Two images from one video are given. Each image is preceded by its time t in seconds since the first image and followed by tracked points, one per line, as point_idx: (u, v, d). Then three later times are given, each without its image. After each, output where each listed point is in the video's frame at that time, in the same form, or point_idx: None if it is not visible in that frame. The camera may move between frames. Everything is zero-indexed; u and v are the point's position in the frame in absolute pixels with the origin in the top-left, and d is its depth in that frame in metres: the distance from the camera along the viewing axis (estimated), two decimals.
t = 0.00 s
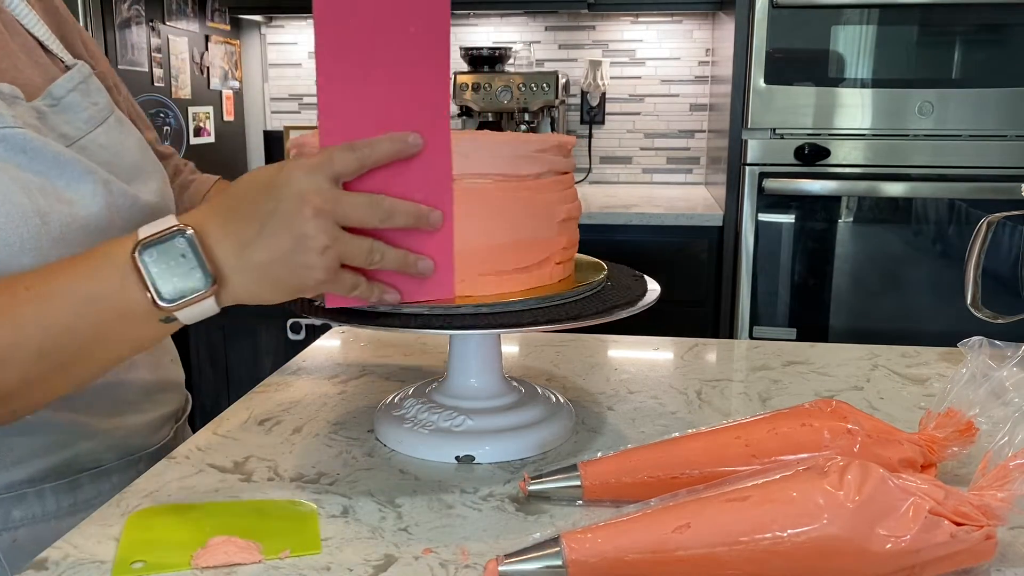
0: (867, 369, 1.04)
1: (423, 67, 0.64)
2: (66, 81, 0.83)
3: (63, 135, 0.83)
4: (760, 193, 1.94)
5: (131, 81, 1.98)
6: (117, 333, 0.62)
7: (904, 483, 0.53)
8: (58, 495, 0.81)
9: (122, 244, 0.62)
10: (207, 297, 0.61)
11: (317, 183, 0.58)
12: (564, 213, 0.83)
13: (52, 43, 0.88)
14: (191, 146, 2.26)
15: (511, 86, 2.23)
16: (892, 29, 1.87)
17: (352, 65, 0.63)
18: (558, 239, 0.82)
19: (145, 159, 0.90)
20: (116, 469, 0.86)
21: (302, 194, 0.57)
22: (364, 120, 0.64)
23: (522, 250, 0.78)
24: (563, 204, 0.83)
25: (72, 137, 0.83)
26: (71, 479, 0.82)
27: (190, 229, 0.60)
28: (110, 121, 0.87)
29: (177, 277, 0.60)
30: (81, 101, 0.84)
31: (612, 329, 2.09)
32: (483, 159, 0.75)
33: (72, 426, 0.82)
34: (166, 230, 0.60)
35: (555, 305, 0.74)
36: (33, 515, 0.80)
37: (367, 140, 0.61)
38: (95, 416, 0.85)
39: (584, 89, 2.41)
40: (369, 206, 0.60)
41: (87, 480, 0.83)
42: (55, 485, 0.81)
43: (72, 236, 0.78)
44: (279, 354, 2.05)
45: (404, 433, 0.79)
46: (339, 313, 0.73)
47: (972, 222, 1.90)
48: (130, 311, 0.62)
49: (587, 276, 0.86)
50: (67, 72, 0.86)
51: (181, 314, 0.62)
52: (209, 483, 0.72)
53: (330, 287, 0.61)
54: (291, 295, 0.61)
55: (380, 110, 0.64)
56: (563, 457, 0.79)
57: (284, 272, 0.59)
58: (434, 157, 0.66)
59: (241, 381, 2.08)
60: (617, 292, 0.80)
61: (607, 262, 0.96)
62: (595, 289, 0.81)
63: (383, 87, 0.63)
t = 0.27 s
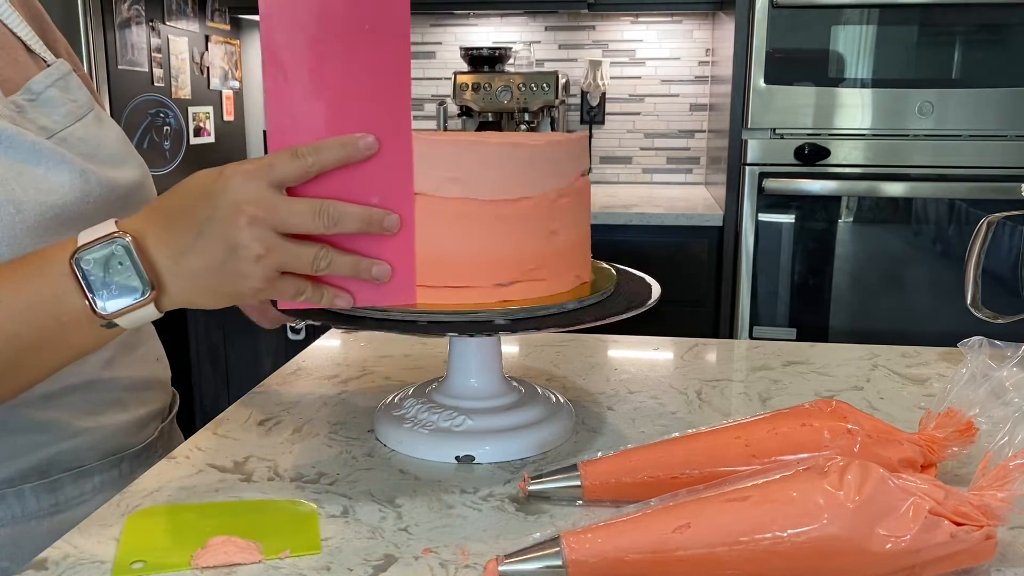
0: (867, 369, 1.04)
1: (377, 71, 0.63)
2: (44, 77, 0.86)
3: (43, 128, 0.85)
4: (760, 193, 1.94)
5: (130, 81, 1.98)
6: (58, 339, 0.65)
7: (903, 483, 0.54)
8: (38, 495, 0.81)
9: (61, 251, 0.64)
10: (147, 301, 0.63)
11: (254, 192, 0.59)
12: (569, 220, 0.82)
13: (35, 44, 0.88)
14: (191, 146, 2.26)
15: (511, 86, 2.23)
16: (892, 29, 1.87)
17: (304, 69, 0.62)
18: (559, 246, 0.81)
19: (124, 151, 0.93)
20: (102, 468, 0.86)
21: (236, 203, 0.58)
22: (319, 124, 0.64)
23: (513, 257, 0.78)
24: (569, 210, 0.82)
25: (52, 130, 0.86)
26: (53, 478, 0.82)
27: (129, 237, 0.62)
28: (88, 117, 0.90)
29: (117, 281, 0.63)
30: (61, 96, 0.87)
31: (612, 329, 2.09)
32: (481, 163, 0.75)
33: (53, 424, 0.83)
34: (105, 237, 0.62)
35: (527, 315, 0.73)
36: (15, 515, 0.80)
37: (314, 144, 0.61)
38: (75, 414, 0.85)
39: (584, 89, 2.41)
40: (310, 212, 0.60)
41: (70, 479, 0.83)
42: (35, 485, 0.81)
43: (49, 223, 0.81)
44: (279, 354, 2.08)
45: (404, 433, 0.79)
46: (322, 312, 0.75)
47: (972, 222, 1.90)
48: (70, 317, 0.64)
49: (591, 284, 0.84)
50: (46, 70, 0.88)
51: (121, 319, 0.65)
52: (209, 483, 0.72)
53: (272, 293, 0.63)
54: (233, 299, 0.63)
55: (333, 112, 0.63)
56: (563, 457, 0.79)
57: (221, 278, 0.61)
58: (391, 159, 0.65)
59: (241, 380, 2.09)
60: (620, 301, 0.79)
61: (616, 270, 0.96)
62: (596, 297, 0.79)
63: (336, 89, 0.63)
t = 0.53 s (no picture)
0: (867, 369, 1.04)
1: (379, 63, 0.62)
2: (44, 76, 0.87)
3: (41, 126, 0.85)
4: (760, 193, 1.94)
5: (131, 81, 1.98)
6: (61, 322, 0.65)
7: (904, 483, 0.54)
8: (30, 494, 0.81)
9: (66, 234, 0.65)
10: (147, 287, 0.63)
11: (257, 183, 0.59)
12: (593, 224, 0.79)
13: (37, 46, 0.90)
14: (191, 146, 2.26)
15: (511, 86, 2.23)
16: (892, 29, 1.87)
17: (313, 63, 0.61)
18: (578, 251, 0.79)
19: (123, 151, 0.93)
20: (95, 467, 0.86)
21: (237, 193, 0.59)
22: (321, 120, 0.63)
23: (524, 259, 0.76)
24: (594, 214, 0.79)
25: (50, 128, 0.86)
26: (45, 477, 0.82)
27: (132, 221, 0.62)
28: (87, 117, 0.90)
29: (118, 266, 0.63)
30: (60, 95, 0.87)
31: (612, 329, 2.09)
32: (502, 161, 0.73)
33: (47, 422, 0.83)
34: (109, 222, 0.62)
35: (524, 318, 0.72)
36: (7, 514, 0.80)
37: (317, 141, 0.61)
38: (68, 412, 0.85)
39: (584, 89, 2.41)
40: (306, 207, 0.60)
41: (63, 477, 0.83)
42: (27, 484, 0.81)
43: (44, 214, 0.81)
44: (279, 354, 2.05)
45: (404, 433, 0.79)
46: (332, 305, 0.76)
47: (972, 222, 1.90)
48: (74, 300, 0.65)
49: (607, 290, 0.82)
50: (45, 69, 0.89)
51: (123, 303, 0.65)
52: (209, 483, 0.72)
53: (268, 283, 0.63)
54: (229, 288, 0.63)
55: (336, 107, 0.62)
56: (563, 457, 0.79)
57: (219, 266, 0.61)
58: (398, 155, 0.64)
59: (241, 380, 2.08)
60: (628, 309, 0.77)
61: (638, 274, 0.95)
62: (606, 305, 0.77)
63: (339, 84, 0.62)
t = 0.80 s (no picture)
0: (867, 369, 1.04)
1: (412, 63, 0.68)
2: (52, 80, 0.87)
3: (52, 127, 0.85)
4: (761, 193, 1.94)
5: (131, 81, 1.98)
6: (95, 307, 0.65)
7: (904, 483, 0.54)
8: (42, 490, 0.81)
9: (101, 221, 0.65)
10: (180, 274, 0.64)
11: (288, 175, 0.61)
12: (616, 224, 0.79)
13: (43, 51, 0.90)
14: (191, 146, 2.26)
15: (511, 86, 2.23)
16: (892, 30, 1.87)
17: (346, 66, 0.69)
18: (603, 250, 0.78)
19: (130, 153, 0.93)
20: (104, 465, 0.86)
21: (269, 184, 0.60)
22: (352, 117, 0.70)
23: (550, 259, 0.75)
24: (618, 214, 0.79)
25: (61, 129, 0.86)
26: (57, 474, 0.82)
27: (164, 209, 0.63)
28: (94, 119, 0.90)
29: (152, 252, 0.63)
30: (66, 95, 0.87)
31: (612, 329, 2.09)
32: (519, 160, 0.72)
33: (59, 418, 0.83)
34: (143, 210, 0.62)
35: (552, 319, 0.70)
36: (17, 509, 0.79)
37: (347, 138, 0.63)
38: (79, 408, 0.85)
39: (583, 89, 2.41)
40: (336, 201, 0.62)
41: (73, 474, 0.83)
42: (40, 480, 0.81)
43: (61, 211, 0.80)
44: (279, 354, 2.05)
45: (404, 433, 0.79)
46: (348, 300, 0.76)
47: (972, 222, 1.90)
48: (109, 284, 0.65)
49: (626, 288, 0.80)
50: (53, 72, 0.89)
51: (156, 289, 0.65)
52: (209, 483, 0.72)
53: (294, 273, 0.64)
54: (256, 279, 0.64)
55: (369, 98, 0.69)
56: (564, 456, 0.79)
57: (248, 256, 0.62)
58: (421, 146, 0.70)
59: (241, 381, 2.08)
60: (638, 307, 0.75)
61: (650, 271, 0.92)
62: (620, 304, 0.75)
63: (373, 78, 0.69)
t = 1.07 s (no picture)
0: (867, 369, 1.04)
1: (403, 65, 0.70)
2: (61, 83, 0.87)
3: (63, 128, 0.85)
4: (760, 193, 1.94)
5: (131, 81, 1.98)
6: (96, 302, 0.65)
7: (904, 483, 0.54)
8: (53, 488, 0.81)
9: (102, 217, 0.65)
10: (181, 268, 0.64)
11: (287, 171, 0.62)
12: (606, 218, 0.80)
13: (51, 55, 0.90)
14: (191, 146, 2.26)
15: (511, 86, 2.23)
16: (892, 30, 1.87)
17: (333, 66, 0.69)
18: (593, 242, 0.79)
19: (136, 154, 0.93)
20: (113, 463, 0.86)
21: (268, 179, 0.62)
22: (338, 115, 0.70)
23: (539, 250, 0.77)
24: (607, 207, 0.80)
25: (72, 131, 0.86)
26: (66, 471, 0.82)
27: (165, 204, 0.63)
28: (102, 122, 0.90)
29: (153, 246, 0.63)
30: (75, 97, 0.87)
31: (612, 329, 2.09)
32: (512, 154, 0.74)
33: (69, 415, 0.83)
34: (143, 205, 0.63)
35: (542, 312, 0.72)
36: (27, 507, 0.80)
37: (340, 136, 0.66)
38: (86, 406, 0.85)
39: (583, 89, 2.41)
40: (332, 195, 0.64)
41: (83, 472, 0.83)
42: (50, 477, 0.81)
43: (72, 208, 0.80)
44: (279, 354, 2.05)
45: (404, 433, 0.79)
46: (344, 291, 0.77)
47: (972, 222, 1.90)
48: (110, 279, 0.65)
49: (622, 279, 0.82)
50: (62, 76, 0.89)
51: (157, 284, 0.65)
52: (210, 483, 0.72)
53: (291, 265, 0.66)
54: (254, 271, 0.65)
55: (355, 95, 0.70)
56: (564, 456, 0.79)
57: (248, 249, 0.63)
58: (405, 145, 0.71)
59: (241, 382, 2.08)
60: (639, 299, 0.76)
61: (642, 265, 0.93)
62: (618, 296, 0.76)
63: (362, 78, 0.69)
